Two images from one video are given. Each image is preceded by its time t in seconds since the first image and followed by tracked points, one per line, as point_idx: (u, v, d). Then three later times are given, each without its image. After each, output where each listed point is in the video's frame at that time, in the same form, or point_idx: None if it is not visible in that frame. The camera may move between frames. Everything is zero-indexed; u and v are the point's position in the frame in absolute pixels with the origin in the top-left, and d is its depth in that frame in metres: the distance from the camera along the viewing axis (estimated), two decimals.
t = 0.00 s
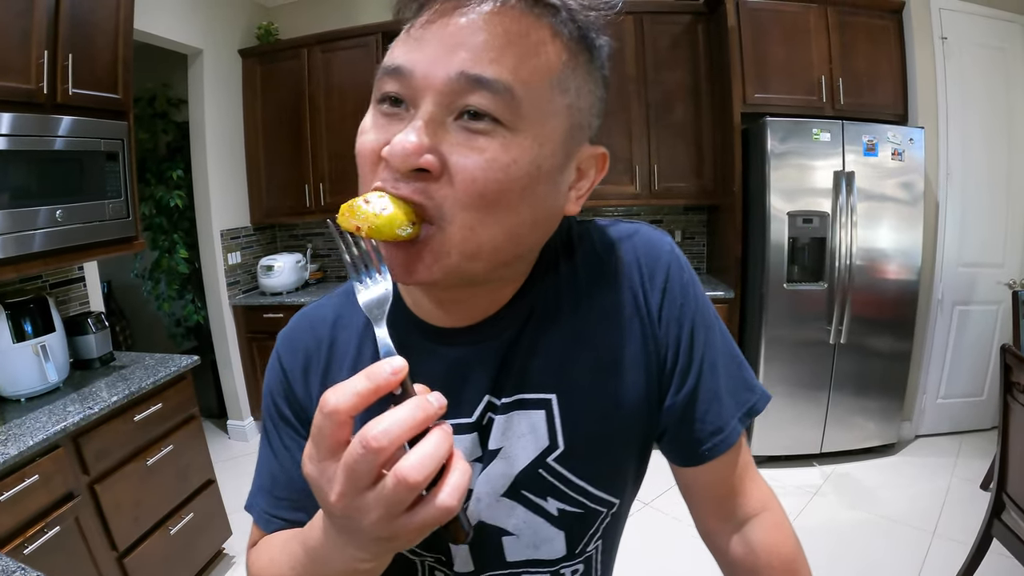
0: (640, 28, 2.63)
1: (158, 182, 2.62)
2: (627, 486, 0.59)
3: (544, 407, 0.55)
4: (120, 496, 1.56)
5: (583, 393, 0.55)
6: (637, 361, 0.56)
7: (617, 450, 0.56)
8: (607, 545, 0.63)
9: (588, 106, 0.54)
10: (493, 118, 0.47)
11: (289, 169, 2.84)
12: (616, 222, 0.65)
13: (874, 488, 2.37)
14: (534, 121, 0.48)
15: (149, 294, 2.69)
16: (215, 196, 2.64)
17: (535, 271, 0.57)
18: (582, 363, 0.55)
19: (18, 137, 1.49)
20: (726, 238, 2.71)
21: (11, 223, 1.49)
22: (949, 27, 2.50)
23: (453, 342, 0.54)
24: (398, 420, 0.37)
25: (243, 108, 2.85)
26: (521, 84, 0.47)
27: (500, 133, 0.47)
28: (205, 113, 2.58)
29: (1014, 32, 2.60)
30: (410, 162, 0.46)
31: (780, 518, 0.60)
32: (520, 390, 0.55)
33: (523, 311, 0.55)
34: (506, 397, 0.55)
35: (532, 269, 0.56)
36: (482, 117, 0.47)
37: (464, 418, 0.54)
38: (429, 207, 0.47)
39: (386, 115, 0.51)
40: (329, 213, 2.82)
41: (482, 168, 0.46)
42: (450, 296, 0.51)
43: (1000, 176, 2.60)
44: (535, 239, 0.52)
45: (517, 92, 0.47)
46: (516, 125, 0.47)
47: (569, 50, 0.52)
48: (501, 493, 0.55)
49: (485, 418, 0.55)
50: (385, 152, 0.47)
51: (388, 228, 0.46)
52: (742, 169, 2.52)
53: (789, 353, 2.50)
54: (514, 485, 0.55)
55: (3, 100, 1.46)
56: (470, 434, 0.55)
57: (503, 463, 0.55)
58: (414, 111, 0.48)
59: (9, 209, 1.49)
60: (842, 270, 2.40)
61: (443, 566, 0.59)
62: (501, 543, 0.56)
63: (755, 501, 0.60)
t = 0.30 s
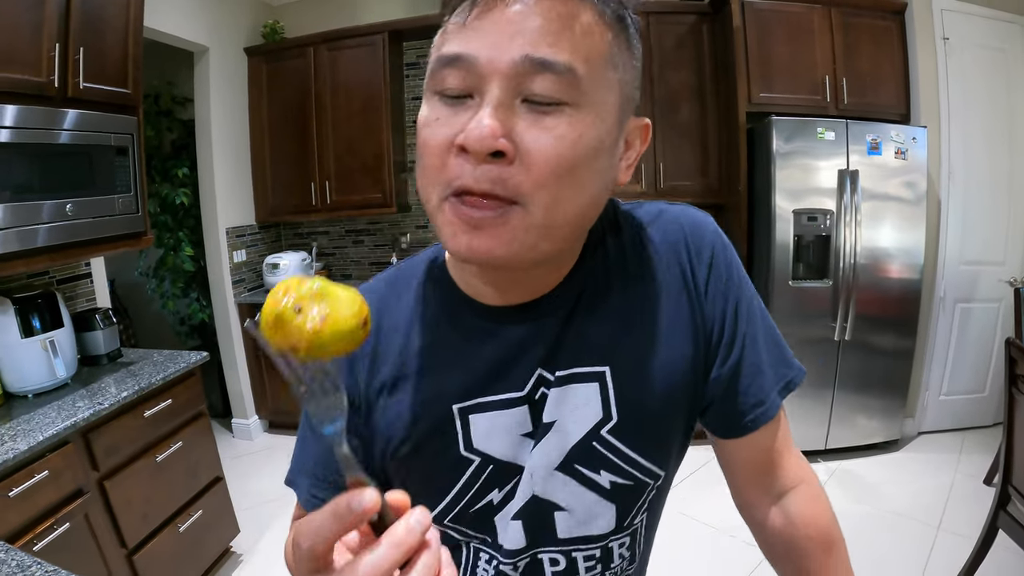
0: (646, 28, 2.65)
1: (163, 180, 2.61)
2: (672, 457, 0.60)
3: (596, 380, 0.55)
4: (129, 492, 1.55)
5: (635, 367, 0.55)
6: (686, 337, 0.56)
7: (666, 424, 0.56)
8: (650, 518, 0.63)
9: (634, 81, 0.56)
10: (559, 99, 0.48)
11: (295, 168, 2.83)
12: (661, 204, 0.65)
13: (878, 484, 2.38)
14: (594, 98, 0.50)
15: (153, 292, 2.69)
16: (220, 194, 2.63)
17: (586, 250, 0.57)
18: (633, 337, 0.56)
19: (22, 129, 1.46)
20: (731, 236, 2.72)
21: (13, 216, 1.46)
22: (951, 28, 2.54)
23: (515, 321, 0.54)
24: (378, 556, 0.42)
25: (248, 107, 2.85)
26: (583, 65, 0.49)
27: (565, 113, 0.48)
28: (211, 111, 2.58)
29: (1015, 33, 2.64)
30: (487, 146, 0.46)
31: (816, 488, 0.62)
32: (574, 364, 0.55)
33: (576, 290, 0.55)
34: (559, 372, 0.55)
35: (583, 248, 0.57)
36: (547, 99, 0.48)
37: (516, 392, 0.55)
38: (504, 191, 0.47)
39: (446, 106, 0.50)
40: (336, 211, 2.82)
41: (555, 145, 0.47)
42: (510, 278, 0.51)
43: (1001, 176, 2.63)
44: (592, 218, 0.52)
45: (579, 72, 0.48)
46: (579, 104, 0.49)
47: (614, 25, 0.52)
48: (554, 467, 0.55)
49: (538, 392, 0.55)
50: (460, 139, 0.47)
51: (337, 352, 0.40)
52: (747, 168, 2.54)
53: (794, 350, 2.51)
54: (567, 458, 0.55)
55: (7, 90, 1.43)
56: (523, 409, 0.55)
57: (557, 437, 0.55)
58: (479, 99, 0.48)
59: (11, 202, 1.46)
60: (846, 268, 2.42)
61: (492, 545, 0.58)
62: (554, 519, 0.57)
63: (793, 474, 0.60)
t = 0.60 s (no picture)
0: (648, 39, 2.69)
1: (166, 182, 2.61)
2: (698, 440, 0.61)
3: (631, 364, 0.56)
4: (133, 491, 1.53)
5: (666, 351, 0.56)
6: (713, 324, 0.58)
7: (694, 408, 0.57)
8: (676, 498, 0.64)
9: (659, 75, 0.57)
10: (607, 106, 0.50)
11: (298, 171, 2.84)
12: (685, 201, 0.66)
13: (876, 490, 2.40)
14: (635, 100, 0.52)
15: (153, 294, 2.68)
16: (224, 197, 2.63)
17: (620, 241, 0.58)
18: (665, 323, 0.56)
19: (24, 123, 1.43)
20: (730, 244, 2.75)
21: (16, 211, 1.44)
22: (947, 41, 2.60)
23: (556, 309, 0.55)
24: None
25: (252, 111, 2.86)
26: (627, 71, 0.51)
27: (615, 118, 0.50)
28: (216, 114, 2.59)
29: (1007, 49, 2.70)
30: (553, 152, 0.47)
31: (833, 473, 0.63)
32: (610, 348, 0.56)
33: (612, 279, 0.57)
34: (595, 357, 0.56)
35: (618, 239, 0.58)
36: (598, 105, 0.50)
37: (552, 374, 0.56)
38: (566, 192, 0.48)
39: (501, 112, 0.51)
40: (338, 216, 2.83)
41: (609, 147, 0.49)
42: (551, 268, 0.52)
43: (993, 188, 2.69)
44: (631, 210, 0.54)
45: (624, 80, 0.51)
46: (625, 107, 0.51)
47: (649, 33, 0.55)
48: (591, 447, 0.56)
49: (573, 374, 0.56)
50: (525, 145, 0.48)
51: (388, 441, 0.46)
52: (746, 176, 2.58)
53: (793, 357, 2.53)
54: (603, 437, 0.56)
55: (17, 85, 1.43)
56: (559, 390, 0.56)
57: (593, 418, 0.56)
58: (537, 107, 0.49)
59: (13, 197, 1.44)
60: (843, 277, 2.45)
61: (526, 528, 0.59)
62: (590, 498, 0.57)
63: (808, 458, 0.62)
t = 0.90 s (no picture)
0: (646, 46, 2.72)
1: (163, 181, 2.60)
2: (707, 426, 0.61)
3: (642, 350, 0.56)
4: (128, 488, 1.51)
5: (676, 338, 0.57)
6: (722, 312, 0.58)
7: (703, 394, 0.58)
8: (685, 484, 0.65)
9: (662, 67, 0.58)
10: (619, 95, 0.51)
11: (295, 173, 2.84)
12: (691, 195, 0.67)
13: (869, 493, 2.41)
14: (645, 91, 0.53)
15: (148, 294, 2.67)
16: (221, 197, 2.62)
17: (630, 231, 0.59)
18: (676, 311, 0.57)
19: (21, 115, 1.43)
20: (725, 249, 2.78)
21: (11, 205, 1.42)
22: (941, 50, 2.65)
23: (568, 296, 0.55)
24: None
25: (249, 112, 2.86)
26: (638, 64, 0.52)
27: (626, 107, 0.51)
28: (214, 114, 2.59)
29: (1000, 59, 2.75)
30: (575, 142, 0.48)
31: (838, 461, 0.63)
32: (622, 335, 0.57)
33: (623, 267, 0.57)
34: (607, 344, 0.56)
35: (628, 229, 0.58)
36: (611, 95, 0.51)
37: (564, 360, 0.56)
38: (588, 180, 0.49)
39: (518, 107, 0.51)
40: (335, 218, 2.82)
41: (626, 135, 0.50)
42: (565, 254, 0.53)
43: (984, 197, 2.73)
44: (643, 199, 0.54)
45: (635, 70, 0.52)
46: (637, 97, 0.52)
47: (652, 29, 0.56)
48: (604, 432, 0.57)
49: (585, 361, 0.56)
50: (547, 138, 0.49)
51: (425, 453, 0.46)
52: (742, 182, 2.61)
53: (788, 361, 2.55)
54: (616, 423, 0.57)
55: (18, 78, 1.43)
56: (572, 376, 0.56)
57: (606, 404, 0.56)
58: (554, 100, 0.50)
59: (8, 191, 1.42)
60: (836, 283, 2.48)
61: (538, 514, 0.59)
62: (603, 483, 0.58)
63: (814, 446, 0.62)
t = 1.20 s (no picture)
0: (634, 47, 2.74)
1: (148, 178, 2.56)
2: (692, 411, 0.62)
3: (628, 335, 0.57)
4: (113, 486, 1.49)
5: (661, 323, 0.57)
6: (706, 298, 0.59)
7: (688, 379, 0.59)
8: (671, 469, 0.65)
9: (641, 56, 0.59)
10: (598, 82, 0.51)
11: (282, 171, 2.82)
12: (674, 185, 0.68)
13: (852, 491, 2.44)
14: (623, 78, 0.53)
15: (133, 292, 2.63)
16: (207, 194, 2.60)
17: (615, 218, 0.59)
18: (660, 297, 0.57)
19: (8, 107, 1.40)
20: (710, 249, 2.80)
21: None
22: (923, 55, 2.70)
23: (553, 281, 0.56)
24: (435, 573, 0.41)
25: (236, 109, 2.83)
26: (615, 52, 0.52)
27: (604, 93, 0.51)
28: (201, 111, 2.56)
29: (981, 63, 2.80)
30: (551, 127, 0.48)
31: (821, 447, 0.64)
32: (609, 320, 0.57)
33: (608, 252, 0.57)
34: (594, 329, 0.57)
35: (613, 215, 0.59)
36: (589, 81, 0.51)
37: (551, 345, 0.56)
38: (565, 163, 0.49)
39: (498, 97, 0.52)
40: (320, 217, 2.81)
41: (602, 121, 0.50)
42: (550, 237, 0.53)
43: (965, 199, 2.78)
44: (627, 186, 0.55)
45: (612, 58, 0.52)
46: (614, 83, 0.52)
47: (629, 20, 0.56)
48: (591, 416, 0.57)
49: (572, 346, 0.56)
50: (524, 124, 0.49)
51: (420, 421, 0.46)
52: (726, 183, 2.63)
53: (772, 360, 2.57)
54: (603, 407, 0.57)
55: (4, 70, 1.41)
56: (559, 360, 0.56)
57: (593, 388, 0.57)
58: (534, 89, 0.50)
59: None
60: (819, 283, 2.52)
61: (526, 499, 0.59)
62: (591, 467, 0.58)
63: (797, 432, 0.63)
